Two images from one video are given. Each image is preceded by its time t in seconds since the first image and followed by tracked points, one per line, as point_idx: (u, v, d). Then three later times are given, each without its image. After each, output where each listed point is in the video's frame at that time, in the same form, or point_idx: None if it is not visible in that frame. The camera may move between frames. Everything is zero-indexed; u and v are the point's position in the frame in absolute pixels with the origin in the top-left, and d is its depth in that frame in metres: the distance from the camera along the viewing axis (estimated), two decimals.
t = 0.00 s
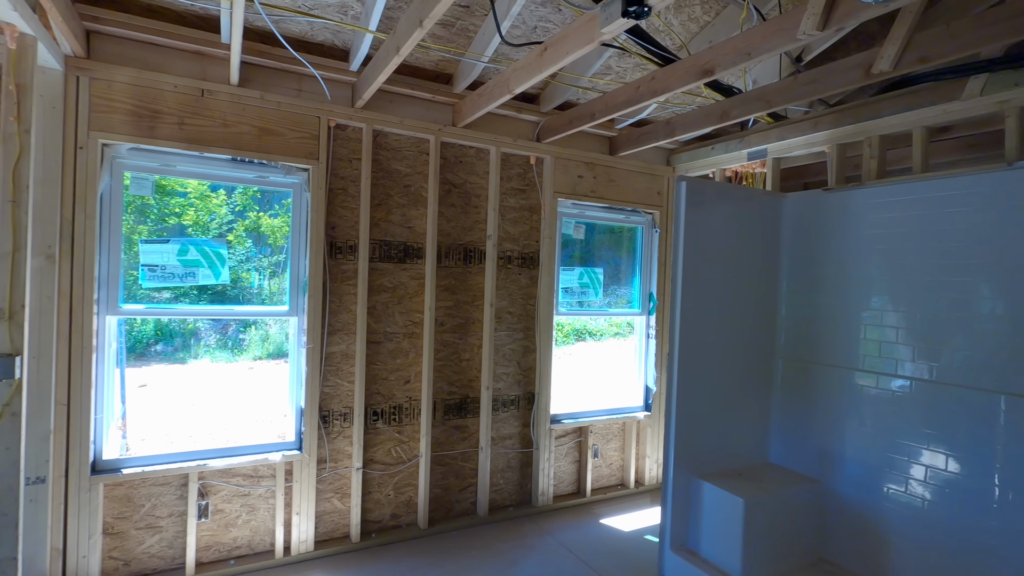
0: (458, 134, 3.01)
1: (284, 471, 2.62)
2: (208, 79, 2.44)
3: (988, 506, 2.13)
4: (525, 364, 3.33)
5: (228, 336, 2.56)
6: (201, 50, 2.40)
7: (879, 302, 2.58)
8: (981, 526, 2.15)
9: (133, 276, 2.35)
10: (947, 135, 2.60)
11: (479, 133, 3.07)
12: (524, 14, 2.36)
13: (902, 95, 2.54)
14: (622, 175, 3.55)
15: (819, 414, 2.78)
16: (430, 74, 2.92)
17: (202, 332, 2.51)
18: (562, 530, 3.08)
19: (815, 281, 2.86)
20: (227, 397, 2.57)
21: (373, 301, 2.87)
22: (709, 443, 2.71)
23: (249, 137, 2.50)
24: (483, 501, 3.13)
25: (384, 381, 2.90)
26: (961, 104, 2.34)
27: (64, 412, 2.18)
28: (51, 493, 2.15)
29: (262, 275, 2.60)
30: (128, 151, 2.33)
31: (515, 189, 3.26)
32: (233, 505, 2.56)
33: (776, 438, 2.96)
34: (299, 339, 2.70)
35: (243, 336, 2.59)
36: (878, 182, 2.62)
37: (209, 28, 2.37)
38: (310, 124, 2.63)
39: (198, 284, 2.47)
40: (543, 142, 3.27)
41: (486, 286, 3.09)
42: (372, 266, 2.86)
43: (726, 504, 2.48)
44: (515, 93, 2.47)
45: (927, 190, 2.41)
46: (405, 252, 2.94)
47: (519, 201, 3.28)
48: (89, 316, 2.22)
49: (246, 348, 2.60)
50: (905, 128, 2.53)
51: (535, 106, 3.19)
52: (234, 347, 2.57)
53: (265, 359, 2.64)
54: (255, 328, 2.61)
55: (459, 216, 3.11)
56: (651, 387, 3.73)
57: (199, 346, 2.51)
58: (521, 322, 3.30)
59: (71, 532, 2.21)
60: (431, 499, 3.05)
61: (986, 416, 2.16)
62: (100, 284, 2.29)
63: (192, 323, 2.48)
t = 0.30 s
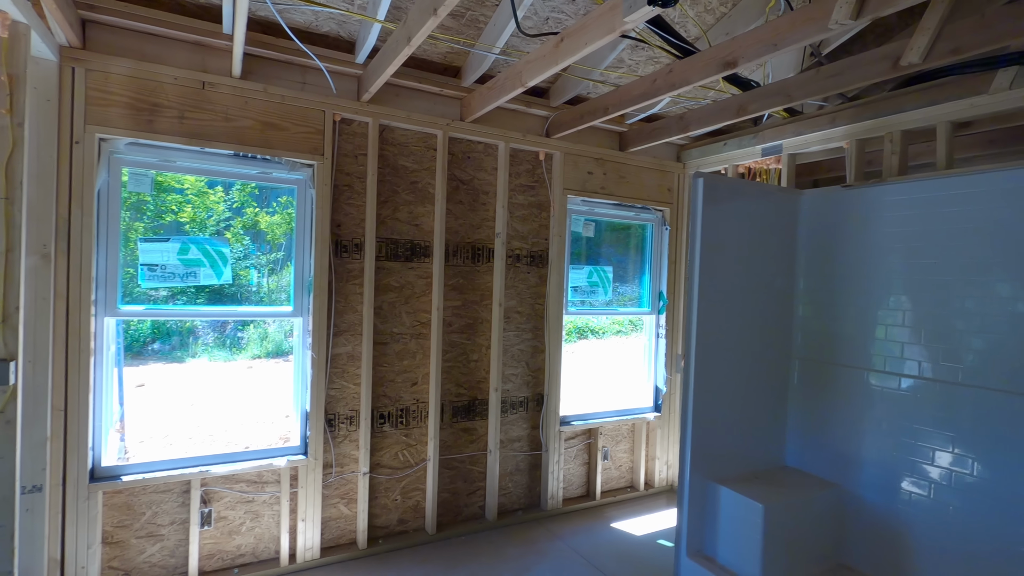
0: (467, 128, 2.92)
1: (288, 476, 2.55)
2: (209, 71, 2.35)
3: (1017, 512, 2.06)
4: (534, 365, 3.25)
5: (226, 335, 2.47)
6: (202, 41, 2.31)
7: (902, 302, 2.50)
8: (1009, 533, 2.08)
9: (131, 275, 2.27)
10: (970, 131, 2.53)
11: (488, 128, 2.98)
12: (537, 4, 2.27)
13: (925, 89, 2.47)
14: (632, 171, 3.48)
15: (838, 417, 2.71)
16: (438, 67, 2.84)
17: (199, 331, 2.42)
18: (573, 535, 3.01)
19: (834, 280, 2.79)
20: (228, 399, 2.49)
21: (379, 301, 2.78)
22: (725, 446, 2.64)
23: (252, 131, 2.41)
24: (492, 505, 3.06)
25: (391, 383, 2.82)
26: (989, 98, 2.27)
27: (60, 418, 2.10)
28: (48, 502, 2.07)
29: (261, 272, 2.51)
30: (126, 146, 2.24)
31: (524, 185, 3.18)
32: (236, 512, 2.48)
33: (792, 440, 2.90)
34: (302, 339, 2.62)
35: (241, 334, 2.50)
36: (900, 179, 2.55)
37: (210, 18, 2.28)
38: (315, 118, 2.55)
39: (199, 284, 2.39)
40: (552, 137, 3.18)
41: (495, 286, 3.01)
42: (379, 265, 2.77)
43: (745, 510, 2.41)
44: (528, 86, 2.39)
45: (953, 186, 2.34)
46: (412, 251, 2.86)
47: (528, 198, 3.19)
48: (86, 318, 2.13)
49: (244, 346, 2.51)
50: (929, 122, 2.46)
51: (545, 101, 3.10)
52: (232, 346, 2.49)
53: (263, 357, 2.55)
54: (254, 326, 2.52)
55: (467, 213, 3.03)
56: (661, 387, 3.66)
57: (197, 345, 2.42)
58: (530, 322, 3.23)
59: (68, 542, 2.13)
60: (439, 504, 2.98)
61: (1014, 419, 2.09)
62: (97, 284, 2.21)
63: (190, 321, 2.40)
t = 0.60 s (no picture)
0: (470, 124, 2.86)
1: (289, 481, 2.48)
2: (205, 64, 2.27)
3: None
4: (538, 365, 3.19)
5: (224, 335, 2.40)
6: (198, 32, 2.24)
7: (917, 301, 2.44)
8: None
9: (125, 274, 2.19)
10: (985, 126, 2.49)
11: (491, 124, 2.91)
12: None
13: (940, 84, 2.41)
14: (638, 168, 3.41)
15: (850, 418, 2.66)
16: (441, 61, 2.77)
17: (196, 330, 2.35)
18: (579, 538, 2.96)
19: (846, 279, 2.73)
20: (226, 401, 2.42)
21: (381, 301, 2.72)
22: (736, 449, 2.59)
23: (250, 126, 2.34)
24: (496, 508, 3.00)
25: (393, 385, 2.76)
26: (1007, 93, 2.22)
27: (52, 423, 2.02)
28: (40, 511, 2.00)
29: (257, 271, 2.44)
30: (120, 142, 2.16)
31: (528, 183, 3.11)
32: (235, 519, 2.42)
33: (802, 443, 2.84)
34: (302, 339, 2.55)
35: (239, 334, 2.43)
36: (914, 176, 2.49)
37: (207, 9, 2.21)
38: (315, 113, 2.48)
39: (196, 283, 2.32)
40: (557, 133, 3.12)
41: (499, 285, 2.95)
42: (380, 264, 2.71)
43: (756, 514, 2.36)
44: (535, 80, 2.32)
45: (972, 183, 2.27)
46: (414, 249, 2.79)
47: (532, 195, 3.13)
48: (79, 319, 2.05)
49: (242, 346, 2.44)
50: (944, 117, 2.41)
51: (549, 96, 3.04)
52: (229, 346, 2.42)
53: (261, 358, 2.49)
54: (252, 326, 2.45)
55: (470, 211, 2.96)
56: (666, 388, 3.61)
57: (193, 345, 2.35)
58: (534, 321, 3.17)
59: (61, 552, 2.06)
60: (443, 508, 2.92)
61: None
62: (90, 284, 2.13)
63: (186, 321, 2.32)
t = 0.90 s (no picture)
0: (471, 119, 2.78)
1: (284, 486, 2.40)
2: (197, 55, 2.19)
3: None
4: (540, 366, 3.13)
5: (218, 334, 2.32)
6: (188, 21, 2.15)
7: (930, 300, 2.37)
8: None
9: (113, 272, 2.11)
10: (999, 121, 2.43)
11: (492, 118, 2.84)
12: None
13: (954, 77, 2.35)
14: (641, 164, 3.35)
15: (860, 420, 2.60)
16: (441, 53, 2.69)
17: (190, 330, 2.27)
18: (582, 543, 2.89)
19: (856, 278, 2.67)
20: (219, 403, 2.34)
21: (379, 301, 2.64)
22: (744, 451, 2.53)
23: (244, 119, 2.26)
24: (498, 513, 2.93)
25: (392, 386, 2.68)
26: None
27: (36, 428, 1.94)
28: (24, 520, 1.91)
29: (252, 269, 2.36)
30: (107, 135, 2.08)
31: (529, 179, 3.04)
32: (229, 525, 2.34)
33: (811, 444, 2.79)
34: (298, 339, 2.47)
35: (233, 334, 2.35)
36: (927, 172, 2.43)
37: None
38: (311, 106, 2.40)
39: (187, 282, 2.23)
40: (559, 128, 3.04)
41: (501, 284, 2.88)
42: (378, 262, 2.63)
43: (766, 519, 2.30)
44: (539, 72, 2.24)
45: (988, 178, 2.20)
46: (413, 247, 2.72)
47: (534, 192, 3.06)
48: (63, 320, 1.97)
49: (236, 346, 2.36)
50: (957, 111, 2.35)
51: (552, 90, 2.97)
52: (224, 345, 2.34)
53: (257, 358, 2.41)
54: (246, 325, 2.37)
55: (471, 208, 2.89)
56: (669, 388, 3.54)
57: (187, 344, 2.27)
58: (535, 321, 3.10)
59: (46, 562, 1.97)
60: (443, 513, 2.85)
61: None
62: (76, 284, 2.04)
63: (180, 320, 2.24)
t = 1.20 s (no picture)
0: (467, 112, 2.69)
1: (274, 493, 2.31)
2: (180, 43, 2.09)
3: None
4: (539, 366, 3.05)
5: (208, 332, 2.23)
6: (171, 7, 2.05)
7: (940, 298, 2.31)
8: None
9: (94, 271, 2.01)
10: (1010, 114, 2.37)
11: (489, 111, 2.75)
12: None
13: (966, 68, 2.29)
14: (641, 160, 3.27)
15: (868, 421, 2.53)
16: (436, 44, 2.60)
17: (181, 329, 2.17)
18: (582, 548, 2.82)
19: (862, 275, 2.60)
20: (207, 407, 2.25)
21: (373, 300, 2.55)
22: (749, 454, 2.46)
23: (230, 111, 2.16)
24: (495, 517, 2.85)
25: (386, 388, 2.60)
26: None
27: (11, 436, 1.84)
28: None
29: (243, 268, 2.27)
30: (85, 127, 1.97)
31: (527, 174, 2.96)
32: (216, 534, 2.25)
33: (816, 446, 2.72)
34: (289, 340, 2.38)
35: (224, 333, 2.26)
36: (937, 167, 2.36)
37: None
38: (300, 97, 2.30)
39: (172, 280, 2.13)
40: (557, 122, 2.96)
41: (498, 282, 2.80)
42: (372, 260, 2.54)
43: (773, 524, 2.23)
44: (539, 63, 2.16)
45: (1000, 173, 2.13)
46: (408, 245, 2.63)
47: (532, 187, 2.98)
48: (39, 321, 1.87)
49: (227, 345, 2.27)
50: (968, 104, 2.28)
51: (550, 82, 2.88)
52: (215, 344, 2.25)
53: (248, 358, 2.32)
54: (237, 324, 2.28)
55: (467, 204, 2.80)
56: (670, 388, 3.47)
57: (177, 344, 2.18)
58: (534, 321, 3.02)
59: None
60: (439, 518, 2.77)
61: None
62: (53, 283, 1.94)
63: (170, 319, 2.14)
